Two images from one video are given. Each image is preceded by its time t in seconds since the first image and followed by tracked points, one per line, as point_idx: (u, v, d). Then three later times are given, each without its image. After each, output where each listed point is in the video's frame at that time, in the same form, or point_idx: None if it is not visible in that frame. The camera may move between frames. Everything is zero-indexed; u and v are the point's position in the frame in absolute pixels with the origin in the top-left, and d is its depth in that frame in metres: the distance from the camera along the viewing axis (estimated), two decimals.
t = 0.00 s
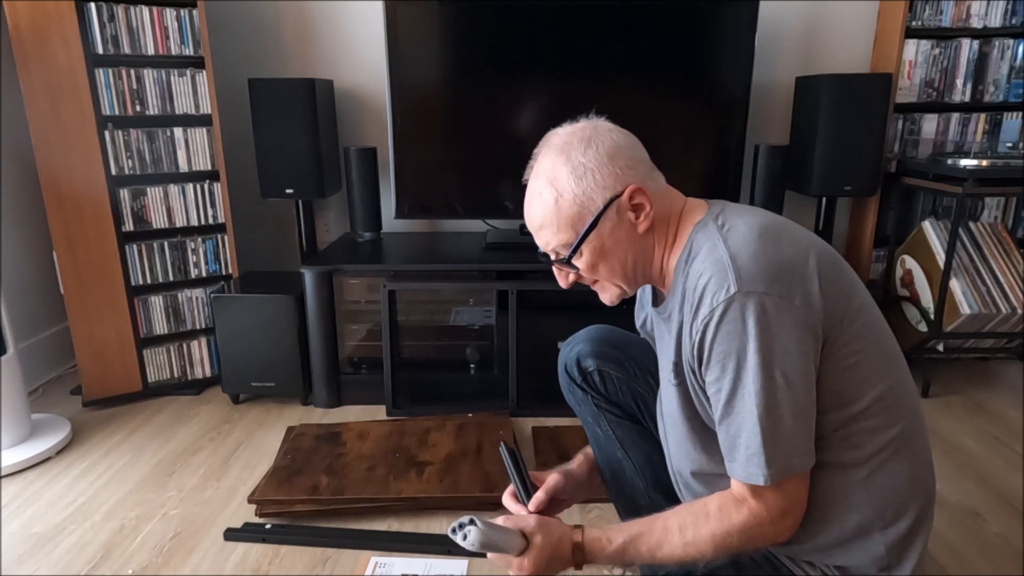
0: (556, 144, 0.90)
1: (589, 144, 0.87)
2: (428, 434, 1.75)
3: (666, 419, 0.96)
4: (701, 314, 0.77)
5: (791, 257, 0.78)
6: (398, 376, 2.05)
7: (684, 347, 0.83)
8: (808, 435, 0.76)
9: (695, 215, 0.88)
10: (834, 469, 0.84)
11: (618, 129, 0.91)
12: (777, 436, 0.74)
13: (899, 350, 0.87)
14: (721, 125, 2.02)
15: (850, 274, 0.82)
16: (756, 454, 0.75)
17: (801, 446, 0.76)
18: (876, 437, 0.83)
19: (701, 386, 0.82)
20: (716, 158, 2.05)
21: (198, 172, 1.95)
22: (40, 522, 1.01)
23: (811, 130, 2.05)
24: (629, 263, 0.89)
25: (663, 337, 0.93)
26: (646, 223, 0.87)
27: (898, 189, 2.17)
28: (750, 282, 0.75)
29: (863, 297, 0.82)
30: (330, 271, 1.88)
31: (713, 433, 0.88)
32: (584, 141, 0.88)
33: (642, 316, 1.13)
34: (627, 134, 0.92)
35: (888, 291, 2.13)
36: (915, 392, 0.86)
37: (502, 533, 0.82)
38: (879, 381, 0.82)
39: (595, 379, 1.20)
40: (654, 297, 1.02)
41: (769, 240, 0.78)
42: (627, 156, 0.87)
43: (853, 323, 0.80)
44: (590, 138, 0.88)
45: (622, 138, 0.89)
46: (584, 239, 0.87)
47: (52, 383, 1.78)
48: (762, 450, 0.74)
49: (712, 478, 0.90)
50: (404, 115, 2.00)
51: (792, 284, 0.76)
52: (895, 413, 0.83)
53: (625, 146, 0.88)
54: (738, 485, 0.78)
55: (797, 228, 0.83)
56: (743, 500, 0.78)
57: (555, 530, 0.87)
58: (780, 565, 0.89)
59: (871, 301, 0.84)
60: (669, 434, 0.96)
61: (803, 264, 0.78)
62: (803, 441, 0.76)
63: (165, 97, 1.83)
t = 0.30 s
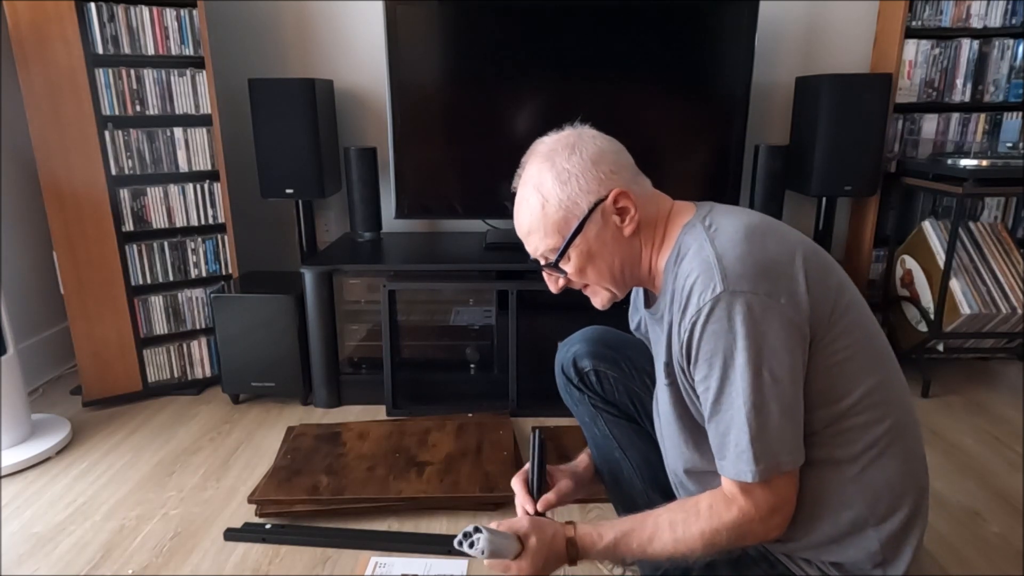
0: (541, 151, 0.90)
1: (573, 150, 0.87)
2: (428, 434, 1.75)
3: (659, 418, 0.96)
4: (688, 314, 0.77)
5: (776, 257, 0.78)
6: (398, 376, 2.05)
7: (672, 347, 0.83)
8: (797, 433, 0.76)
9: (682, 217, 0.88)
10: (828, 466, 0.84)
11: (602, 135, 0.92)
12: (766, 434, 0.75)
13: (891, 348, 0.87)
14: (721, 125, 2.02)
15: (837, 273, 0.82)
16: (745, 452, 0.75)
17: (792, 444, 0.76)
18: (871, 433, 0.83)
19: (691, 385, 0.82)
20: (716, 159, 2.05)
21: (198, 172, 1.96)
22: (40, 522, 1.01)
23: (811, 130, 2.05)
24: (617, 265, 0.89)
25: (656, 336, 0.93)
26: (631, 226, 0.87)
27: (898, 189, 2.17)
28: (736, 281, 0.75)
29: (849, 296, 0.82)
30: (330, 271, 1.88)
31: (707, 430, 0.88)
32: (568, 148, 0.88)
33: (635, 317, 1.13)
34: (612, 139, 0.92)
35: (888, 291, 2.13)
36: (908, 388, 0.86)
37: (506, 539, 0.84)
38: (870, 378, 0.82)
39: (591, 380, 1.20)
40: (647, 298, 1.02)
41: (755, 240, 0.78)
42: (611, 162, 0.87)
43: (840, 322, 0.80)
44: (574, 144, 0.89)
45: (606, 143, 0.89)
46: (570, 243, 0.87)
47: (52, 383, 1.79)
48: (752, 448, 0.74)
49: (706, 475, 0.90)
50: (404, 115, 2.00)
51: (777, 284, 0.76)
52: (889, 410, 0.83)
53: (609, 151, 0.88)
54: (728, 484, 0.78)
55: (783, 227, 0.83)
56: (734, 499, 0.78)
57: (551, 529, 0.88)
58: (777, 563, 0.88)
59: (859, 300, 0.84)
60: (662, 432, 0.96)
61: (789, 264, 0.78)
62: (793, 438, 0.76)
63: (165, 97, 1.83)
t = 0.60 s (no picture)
0: (529, 159, 0.90)
1: (560, 157, 0.88)
2: (428, 434, 1.75)
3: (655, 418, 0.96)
4: (681, 315, 0.77)
5: (767, 256, 0.78)
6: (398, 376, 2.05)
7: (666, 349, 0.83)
8: (792, 433, 0.76)
9: (672, 219, 0.88)
10: (826, 466, 0.84)
11: (589, 140, 0.92)
12: (762, 433, 0.74)
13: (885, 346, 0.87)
14: (721, 125, 2.02)
15: (828, 271, 0.83)
16: (741, 452, 0.75)
17: (789, 442, 0.76)
18: (869, 432, 0.83)
19: (686, 386, 0.82)
20: (716, 159, 2.05)
21: (198, 172, 1.95)
22: (40, 522, 1.01)
23: (811, 130, 2.05)
24: (609, 269, 0.89)
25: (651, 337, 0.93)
26: (620, 230, 0.87)
27: (898, 189, 2.17)
28: (726, 282, 0.75)
29: (841, 295, 0.82)
30: (331, 271, 1.88)
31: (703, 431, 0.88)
32: (554, 154, 0.88)
33: (632, 320, 1.13)
34: (599, 144, 0.92)
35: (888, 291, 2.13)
36: (902, 387, 0.86)
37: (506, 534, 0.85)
38: (863, 378, 0.82)
39: (588, 381, 1.20)
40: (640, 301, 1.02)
41: (745, 240, 0.78)
42: (598, 167, 0.87)
43: (832, 321, 0.80)
44: (561, 150, 0.89)
45: (593, 148, 0.89)
46: (560, 249, 0.87)
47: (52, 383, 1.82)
48: (748, 448, 0.74)
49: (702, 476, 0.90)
50: (404, 115, 2.00)
51: (768, 284, 0.76)
52: (885, 408, 0.83)
53: (596, 156, 0.88)
54: (727, 484, 0.78)
55: (773, 227, 0.83)
56: (734, 499, 0.78)
57: (554, 533, 0.88)
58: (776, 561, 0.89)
59: (851, 299, 0.83)
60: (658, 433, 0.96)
61: (778, 262, 0.78)
62: (789, 438, 0.76)
63: (165, 97, 1.83)
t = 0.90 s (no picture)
0: (528, 160, 0.90)
1: (558, 159, 0.88)
2: (428, 434, 1.75)
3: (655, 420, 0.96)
4: (681, 316, 0.77)
5: (768, 258, 0.78)
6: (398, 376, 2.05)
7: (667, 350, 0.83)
8: (790, 434, 0.76)
9: (671, 221, 0.88)
10: (825, 467, 0.84)
11: (588, 142, 0.91)
12: (761, 434, 0.74)
13: (885, 346, 0.87)
14: (721, 124, 2.02)
15: (828, 273, 0.83)
16: (739, 454, 0.75)
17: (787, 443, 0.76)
18: (869, 432, 0.83)
19: (686, 387, 0.82)
20: (716, 159, 2.05)
21: (198, 172, 1.96)
22: (40, 522, 1.01)
23: (811, 131, 2.05)
24: (607, 272, 0.89)
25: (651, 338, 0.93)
26: (618, 233, 0.87)
27: (898, 189, 2.17)
28: (727, 283, 0.75)
29: (842, 297, 0.82)
30: (331, 271, 1.88)
31: (703, 431, 0.88)
32: (552, 157, 0.88)
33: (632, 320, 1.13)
34: (598, 146, 0.92)
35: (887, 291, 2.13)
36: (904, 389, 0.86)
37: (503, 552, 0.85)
38: (865, 379, 0.82)
39: (589, 380, 1.20)
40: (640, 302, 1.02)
41: (745, 241, 0.79)
42: (597, 169, 0.87)
43: (833, 322, 0.80)
44: (560, 152, 0.89)
45: (591, 150, 0.89)
46: (558, 252, 0.88)
47: (53, 382, 1.77)
48: (746, 449, 0.74)
49: (700, 474, 0.90)
50: (404, 115, 2.00)
51: (768, 285, 0.76)
52: (886, 409, 0.83)
53: (594, 158, 0.88)
54: (726, 484, 0.78)
55: (773, 228, 0.83)
56: (733, 500, 0.78)
57: (545, 539, 0.87)
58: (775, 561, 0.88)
59: (852, 300, 0.84)
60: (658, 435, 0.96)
61: (779, 264, 0.78)
62: (787, 439, 0.76)
63: (165, 97, 1.83)
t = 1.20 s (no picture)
0: (539, 149, 0.90)
1: (568, 153, 0.86)
2: (428, 434, 1.75)
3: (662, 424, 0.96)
4: (694, 323, 0.76)
5: (774, 258, 0.78)
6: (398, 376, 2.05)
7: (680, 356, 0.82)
8: (814, 437, 0.75)
9: (674, 224, 0.88)
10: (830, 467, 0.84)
11: (602, 135, 0.89)
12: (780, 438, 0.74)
13: (886, 344, 0.88)
14: (721, 124, 2.02)
15: (834, 276, 0.83)
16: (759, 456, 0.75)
17: (810, 447, 0.75)
18: (869, 430, 0.84)
19: (700, 395, 0.82)
20: (716, 158, 2.05)
21: (198, 172, 1.96)
22: (40, 522, 1.01)
23: (811, 131, 2.05)
24: (602, 271, 0.90)
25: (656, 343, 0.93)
26: (616, 237, 0.87)
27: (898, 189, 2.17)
28: (739, 288, 0.75)
29: (846, 296, 0.82)
30: (331, 271, 1.88)
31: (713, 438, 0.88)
32: (562, 151, 0.87)
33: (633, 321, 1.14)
34: (613, 139, 0.90)
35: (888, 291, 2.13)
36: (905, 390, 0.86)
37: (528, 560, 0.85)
38: (870, 380, 0.83)
39: (589, 379, 1.20)
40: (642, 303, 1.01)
41: (753, 245, 0.79)
42: (605, 169, 0.86)
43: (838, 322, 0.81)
44: (571, 146, 0.87)
45: (603, 146, 0.87)
46: (553, 246, 0.89)
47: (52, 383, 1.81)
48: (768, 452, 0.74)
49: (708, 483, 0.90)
50: (404, 115, 2.00)
51: (778, 286, 0.76)
52: (886, 407, 0.84)
53: (605, 156, 0.86)
54: (755, 492, 0.77)
55: (778, 232, 0.84)
56: (763, 507, 0.77)
57: (574, 549, 0.89)
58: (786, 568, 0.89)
59: (855, 298, 0.84)
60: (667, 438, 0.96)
61: (785, 264, 0.78)
62: (811, 442, 0.75)
63: (165, 97, 1.83)
